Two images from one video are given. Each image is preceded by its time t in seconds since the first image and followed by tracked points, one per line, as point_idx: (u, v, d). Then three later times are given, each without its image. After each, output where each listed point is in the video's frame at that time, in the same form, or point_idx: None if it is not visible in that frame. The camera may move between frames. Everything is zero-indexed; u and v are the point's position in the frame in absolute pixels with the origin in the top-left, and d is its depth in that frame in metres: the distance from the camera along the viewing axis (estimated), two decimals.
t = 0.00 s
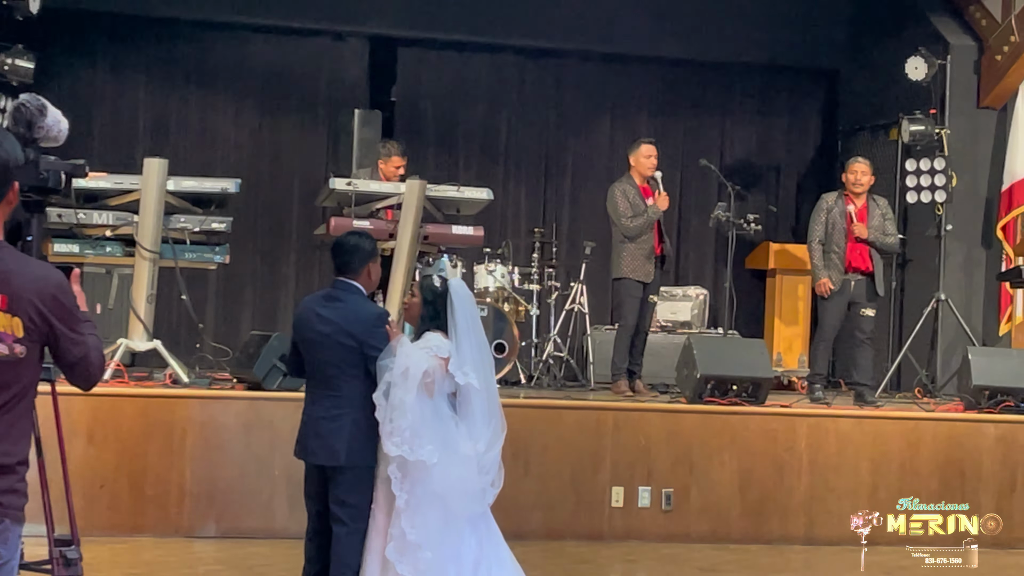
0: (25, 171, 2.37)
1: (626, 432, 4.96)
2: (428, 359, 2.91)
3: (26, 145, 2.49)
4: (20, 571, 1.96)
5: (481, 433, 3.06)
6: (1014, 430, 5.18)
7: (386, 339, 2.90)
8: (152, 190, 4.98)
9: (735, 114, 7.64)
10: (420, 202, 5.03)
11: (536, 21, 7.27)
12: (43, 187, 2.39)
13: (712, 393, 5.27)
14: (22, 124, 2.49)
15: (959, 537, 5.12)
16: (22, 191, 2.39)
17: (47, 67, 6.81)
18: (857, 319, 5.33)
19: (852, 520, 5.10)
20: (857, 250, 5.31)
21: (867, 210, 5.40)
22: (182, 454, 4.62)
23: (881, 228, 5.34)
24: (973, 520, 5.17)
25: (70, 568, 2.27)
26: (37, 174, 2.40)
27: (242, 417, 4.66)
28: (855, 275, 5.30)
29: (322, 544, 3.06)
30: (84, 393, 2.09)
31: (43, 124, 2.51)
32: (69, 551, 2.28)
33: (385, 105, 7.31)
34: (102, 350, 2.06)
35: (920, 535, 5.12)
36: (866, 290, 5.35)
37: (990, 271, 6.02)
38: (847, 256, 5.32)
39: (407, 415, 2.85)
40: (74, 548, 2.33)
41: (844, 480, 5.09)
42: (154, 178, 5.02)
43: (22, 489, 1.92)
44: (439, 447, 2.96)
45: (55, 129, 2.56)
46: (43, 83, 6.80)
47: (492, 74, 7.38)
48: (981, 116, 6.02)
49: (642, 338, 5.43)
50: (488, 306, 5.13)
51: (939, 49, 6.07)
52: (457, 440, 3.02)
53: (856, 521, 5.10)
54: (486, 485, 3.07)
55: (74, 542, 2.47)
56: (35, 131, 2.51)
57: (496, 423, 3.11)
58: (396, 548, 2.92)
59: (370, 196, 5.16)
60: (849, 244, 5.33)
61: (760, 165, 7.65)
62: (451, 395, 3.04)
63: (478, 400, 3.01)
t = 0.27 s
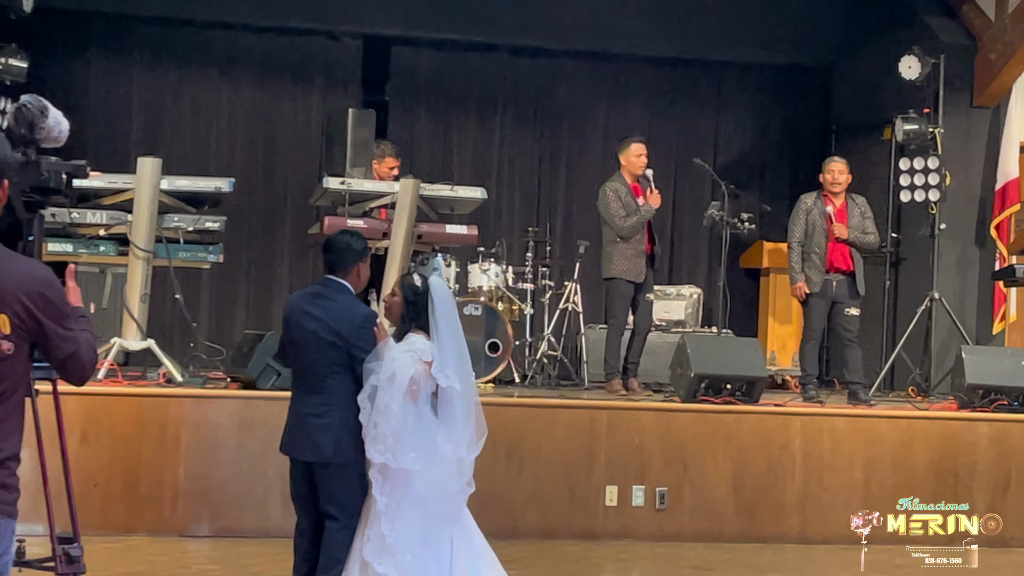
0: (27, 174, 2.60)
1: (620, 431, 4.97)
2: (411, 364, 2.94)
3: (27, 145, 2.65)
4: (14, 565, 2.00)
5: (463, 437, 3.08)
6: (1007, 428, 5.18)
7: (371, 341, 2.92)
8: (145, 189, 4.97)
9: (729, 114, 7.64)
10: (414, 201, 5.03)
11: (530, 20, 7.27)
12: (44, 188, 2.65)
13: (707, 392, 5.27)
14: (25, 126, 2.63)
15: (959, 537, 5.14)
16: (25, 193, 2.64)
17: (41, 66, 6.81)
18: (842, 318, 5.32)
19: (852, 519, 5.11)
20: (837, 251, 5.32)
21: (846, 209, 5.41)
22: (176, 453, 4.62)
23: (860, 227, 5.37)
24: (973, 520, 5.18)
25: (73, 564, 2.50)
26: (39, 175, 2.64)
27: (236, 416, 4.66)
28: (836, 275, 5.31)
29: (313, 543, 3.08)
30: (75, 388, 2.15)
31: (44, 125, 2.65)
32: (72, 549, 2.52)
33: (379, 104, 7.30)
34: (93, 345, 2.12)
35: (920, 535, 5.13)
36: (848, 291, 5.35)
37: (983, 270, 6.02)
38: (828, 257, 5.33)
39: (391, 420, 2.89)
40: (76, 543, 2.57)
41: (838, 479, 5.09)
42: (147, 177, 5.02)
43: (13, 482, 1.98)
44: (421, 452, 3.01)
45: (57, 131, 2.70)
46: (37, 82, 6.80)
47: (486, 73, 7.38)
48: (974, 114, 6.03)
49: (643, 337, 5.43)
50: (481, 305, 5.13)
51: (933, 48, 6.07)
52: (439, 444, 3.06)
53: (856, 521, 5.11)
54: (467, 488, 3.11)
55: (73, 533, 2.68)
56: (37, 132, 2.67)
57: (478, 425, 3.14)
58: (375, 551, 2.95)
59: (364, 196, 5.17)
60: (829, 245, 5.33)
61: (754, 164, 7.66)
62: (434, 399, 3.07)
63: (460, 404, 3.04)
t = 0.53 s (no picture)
0: (25, 174, 2.51)
1: (613, 430, 4.97)
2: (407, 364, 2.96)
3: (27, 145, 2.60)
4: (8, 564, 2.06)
5: (455, 435, 3.12)
6: (999, 426, 5.19)
7: (366, 342, 2.92)
8: (138, 188, 4.96)
9: (723, 113, 7.64)
10: (407, 200, 5.03)
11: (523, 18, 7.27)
12: (43, 188, 2.52)
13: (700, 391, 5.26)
14: (24, 125, 2.59)
15: (958, 537, 5.14)
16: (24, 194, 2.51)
17: (34, 65, 6.81)
18: (827, 317, 5.31)
19: (852, 519, 5.12)
20: (822, 250, 5.32)
21: (828, 207, 5.43)
22: (169, 452, 4.62)
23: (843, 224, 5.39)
24: (973, 520, 5.18)
25: (75, 562, 2.51)
26: (37, 175, 2.52)
27: (228, 416, 4.66)
28: (822, 273, 5.32)
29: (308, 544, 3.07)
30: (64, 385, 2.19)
31: (44, 124, 2.61)
32: (73, 546, 2.51)
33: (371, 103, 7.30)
34: (81, 342, 2.15)
35: (920, 535, 5.15)
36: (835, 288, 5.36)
37: (976, 268, 6.03)
38: (813, 257, 5.34)
39: (388, 421, 2.90)
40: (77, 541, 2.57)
41: (831, 477, 5.09)
42: (140, 176, 5.01)
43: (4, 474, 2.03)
44: (417, 452, 3.02)
45: (56, 130, 2.63)
46: (30, 81, 6.79)
47: (479, 72, 7.38)
48: (966, 113, 6.03)
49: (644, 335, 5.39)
50: (475, 304, 5.13)
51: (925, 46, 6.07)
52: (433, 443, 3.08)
53: (856, 521, 5.12)
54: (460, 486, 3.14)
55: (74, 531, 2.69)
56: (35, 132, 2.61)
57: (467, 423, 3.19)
58: (374, 551, 2.98)
59: (356, 194, 5.16)
60: (814, 245, 5.34)
61: (746, 163, 7.67)
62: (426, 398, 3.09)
63: (451, 402, 3.09)
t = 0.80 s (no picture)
0: (20, 173, 2.68)
1: (603, 429, 4.97)
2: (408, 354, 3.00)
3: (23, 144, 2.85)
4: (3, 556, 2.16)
5: (456, 424, 3.17)
6: (989, 425, 5.19)
7: (367, 336, 2.96)
8: (128, 186, 4.96)
9: (714, 111, 7.64)
10: (397, 198, 5.03)
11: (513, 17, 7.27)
12: (39, 188, 2.70)
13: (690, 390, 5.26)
14: (21, 126, 2.85)
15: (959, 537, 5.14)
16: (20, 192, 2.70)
17: (24, 65, 6.81)
18: (819, 315, 5.32)
19: (852, 520, 5.12)
20: (811, 249, 5.32)
21: (814, 205, 5.43)
22: (159, 452, 4.61)
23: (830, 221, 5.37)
24: (973, 520, 5.19)
25: (72, 559, 2.68)
26: (33, 176, 2.70)
27: (219, 414, 4.66)
28: (811, 271, 5.33)
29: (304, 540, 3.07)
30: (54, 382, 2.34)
31: (39, 124, 2.87)
32: (71, 544, 2.69)
33: (362, 102, 7.29)
34: (65, 339, 2.29)
35: (920, 534, 5.14)
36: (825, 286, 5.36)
37: (966, 267, 6.03)
38: (802, 256, 5.34)
39: (393, 410, 2.95)
40: (72, 538, 2.74)
41: (821, 475, 5.10)
42: (130, 175, 5.01)
43: None
44: (422, 442, 3.06)
45: (52, 130, 2.90)
46: (20, 80, 6.79)
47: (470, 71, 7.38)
48: (956, 111, 6.03)
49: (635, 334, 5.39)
50: (466, 303, 5.13)
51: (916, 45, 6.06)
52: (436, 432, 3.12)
53: (856, 521, 5.12)
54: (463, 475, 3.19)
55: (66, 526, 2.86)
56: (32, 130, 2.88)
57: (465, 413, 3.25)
58: (383, 543, 2.99)
59: (347, 193, 5.16)
60: (803, 244, 5.34)
61: (737, 162, 7.67)
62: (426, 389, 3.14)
63: (451, 391, 3.14)
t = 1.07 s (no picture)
0: (16, 173, 2.63)
1: (593, 427, 4.97)
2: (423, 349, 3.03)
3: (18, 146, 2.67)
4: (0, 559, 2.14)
5: (473, 418, 3.19)
6: (979, 422, 5.20)
7: (379, 333, 2.97)
8: (117, 185, 4.95)
9: (704, 110, 7.65)
10: (387, 197, 5.03)
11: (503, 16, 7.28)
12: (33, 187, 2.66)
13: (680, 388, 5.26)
14: (15, 126, 2.66)
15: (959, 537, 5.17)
16: (14, 191, 2.66)
17: (13, 63, 6.80)
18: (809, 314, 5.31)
19: (852, 519, 5.13)
20: (801, 247, 5.33)
21: (806, 204, 5.43)
22: (149, 450, 4.61)
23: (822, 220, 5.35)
24: (973, 520, 5.20)
25: (69, 556, 2.70)
26: (29, 175, 2.65)
27: (209, 413, 4.66)
28: (802, 270, 5.32)
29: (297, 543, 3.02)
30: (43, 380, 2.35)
31: (33, 125, 2.68)
32: (67, 541, 2.70)
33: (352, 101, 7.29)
34: (54, 337, 2.29)
35: (921, 534, 5.17)
36: (816, 284, 5.35)
37: (956, 265, 6.03)
38: (791, 253, 5.35)
39: (413, 405, 2.98)
40: (68, 535, 2.75)
41: (811, 474, 5.10)
42: (119, 173, 5.01)
43: None
44: (442, 436, 3.06)
45: (46, 130, 2.73)
46: (9, 79, 6.79)
47: (461, 70, 7.38)
48: (945, 110, 6.04)
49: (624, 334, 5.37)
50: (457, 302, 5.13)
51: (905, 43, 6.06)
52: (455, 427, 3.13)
53: (856, 522, 5.13)
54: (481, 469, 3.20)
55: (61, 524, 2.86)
56: (26, 132, 2.69)
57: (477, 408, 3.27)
58: (407, 539, 2.99)
59: (336, 191, 5.15)
60: (793, 242, 5.35)
61: (727, 160, 7.66)
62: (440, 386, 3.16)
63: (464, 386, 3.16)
